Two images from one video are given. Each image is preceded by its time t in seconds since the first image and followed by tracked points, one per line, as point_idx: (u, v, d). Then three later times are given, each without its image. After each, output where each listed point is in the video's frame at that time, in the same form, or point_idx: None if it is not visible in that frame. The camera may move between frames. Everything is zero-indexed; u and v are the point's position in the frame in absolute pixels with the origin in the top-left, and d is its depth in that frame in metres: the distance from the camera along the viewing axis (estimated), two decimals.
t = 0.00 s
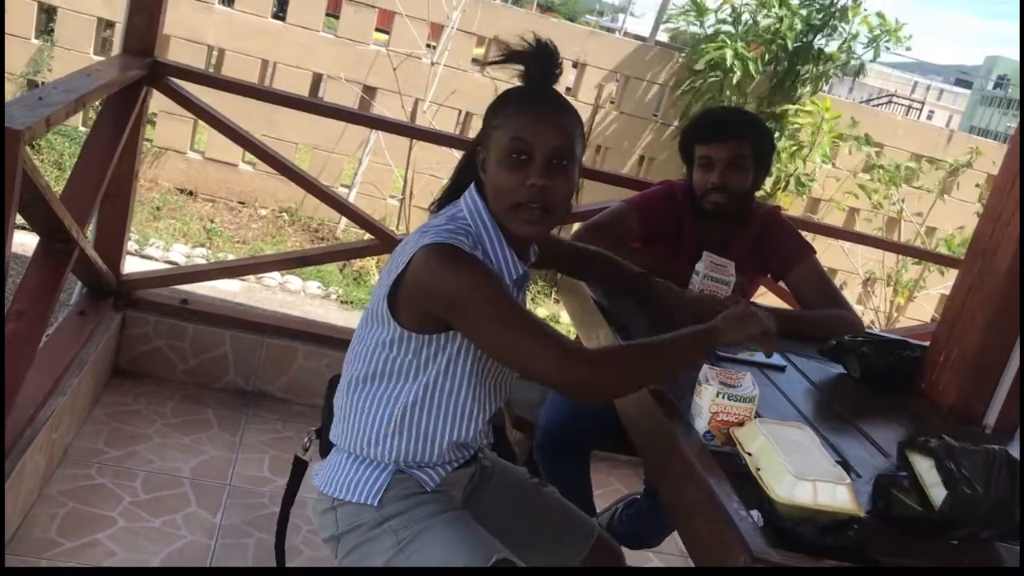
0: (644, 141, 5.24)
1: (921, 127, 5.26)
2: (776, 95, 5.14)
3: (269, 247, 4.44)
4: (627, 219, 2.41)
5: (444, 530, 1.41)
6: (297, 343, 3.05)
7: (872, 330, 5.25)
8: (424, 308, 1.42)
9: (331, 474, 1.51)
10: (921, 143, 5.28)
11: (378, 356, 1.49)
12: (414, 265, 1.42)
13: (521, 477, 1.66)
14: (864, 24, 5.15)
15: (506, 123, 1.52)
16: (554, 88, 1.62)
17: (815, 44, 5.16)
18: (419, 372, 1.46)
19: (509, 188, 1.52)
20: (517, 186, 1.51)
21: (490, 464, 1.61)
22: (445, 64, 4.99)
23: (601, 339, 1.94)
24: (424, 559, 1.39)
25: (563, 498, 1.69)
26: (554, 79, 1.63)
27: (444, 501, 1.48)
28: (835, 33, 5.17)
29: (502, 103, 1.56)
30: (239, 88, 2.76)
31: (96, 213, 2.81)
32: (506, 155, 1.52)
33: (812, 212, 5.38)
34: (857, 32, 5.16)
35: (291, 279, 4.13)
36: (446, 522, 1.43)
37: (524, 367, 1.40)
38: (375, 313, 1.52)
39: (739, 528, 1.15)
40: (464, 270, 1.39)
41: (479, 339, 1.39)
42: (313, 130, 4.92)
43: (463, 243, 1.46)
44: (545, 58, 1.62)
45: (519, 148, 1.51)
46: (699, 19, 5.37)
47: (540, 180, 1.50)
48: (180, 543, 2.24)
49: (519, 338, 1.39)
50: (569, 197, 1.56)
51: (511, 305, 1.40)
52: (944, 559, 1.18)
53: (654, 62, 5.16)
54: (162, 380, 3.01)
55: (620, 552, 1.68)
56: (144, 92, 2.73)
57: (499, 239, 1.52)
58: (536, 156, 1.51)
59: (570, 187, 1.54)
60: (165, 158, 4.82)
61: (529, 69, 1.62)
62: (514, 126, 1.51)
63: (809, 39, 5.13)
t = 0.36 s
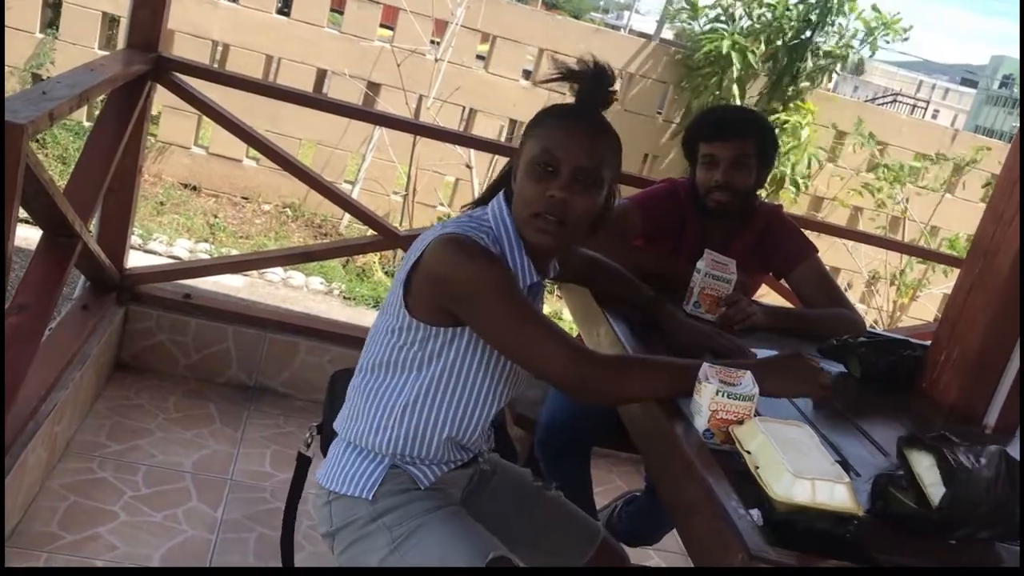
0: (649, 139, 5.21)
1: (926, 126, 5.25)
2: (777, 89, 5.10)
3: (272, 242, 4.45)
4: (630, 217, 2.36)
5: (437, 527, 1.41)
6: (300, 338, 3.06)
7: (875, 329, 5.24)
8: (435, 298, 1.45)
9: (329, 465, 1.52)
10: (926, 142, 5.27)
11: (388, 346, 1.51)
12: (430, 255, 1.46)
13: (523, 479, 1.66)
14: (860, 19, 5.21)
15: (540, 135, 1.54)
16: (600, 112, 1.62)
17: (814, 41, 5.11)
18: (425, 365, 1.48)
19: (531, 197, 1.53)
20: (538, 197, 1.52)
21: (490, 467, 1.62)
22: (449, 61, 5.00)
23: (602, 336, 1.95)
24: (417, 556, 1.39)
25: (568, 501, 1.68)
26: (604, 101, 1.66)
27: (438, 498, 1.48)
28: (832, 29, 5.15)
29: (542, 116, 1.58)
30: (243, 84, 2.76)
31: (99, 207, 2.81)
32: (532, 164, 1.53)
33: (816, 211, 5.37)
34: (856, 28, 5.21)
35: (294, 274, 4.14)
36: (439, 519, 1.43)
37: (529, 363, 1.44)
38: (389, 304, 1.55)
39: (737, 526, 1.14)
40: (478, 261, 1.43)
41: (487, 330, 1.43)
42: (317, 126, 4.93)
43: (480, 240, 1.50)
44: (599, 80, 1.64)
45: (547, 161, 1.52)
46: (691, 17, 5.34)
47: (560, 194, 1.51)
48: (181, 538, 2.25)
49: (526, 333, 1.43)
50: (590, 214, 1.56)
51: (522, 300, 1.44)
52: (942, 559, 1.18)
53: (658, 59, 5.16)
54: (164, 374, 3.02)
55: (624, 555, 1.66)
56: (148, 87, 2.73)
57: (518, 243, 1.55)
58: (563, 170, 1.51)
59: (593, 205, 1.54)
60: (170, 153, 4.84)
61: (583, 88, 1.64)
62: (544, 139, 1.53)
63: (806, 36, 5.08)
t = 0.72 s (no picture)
0: (649, 142, 5.20)
1: (927, 133, 5.25)
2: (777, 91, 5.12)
3: (271, 241, 4.44)
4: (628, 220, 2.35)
5: (434, 529, 1.42)
6: (297, 337, 3.06)
7: (872, 336, 5.25)
8: (438, 298, 1.45)
9: (326, 464, 1.52)
10: (927, 149, 5.27)
11: (388, 346, 1.51)
12: (434, 255, 1.46)
13: (518, 481, 1.66)
14: (859, 24, 5.19)
15: (554, 145, 1.54)
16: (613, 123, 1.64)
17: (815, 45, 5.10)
18: (425, 367, 1.48)
19: (542, 205, 1.53)
20: (549, 206, 1.53)
21: (486, 469, 1.62)
22: (451, 61, 4.99)
23: (598, 341, 1.95)
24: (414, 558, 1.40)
25: (562, 503, 1.69)
26: (619, 113, 1.67)
27: (435, 500, 1.48)
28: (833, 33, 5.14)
29: (556, 125, 1.59)
30: (244, 82, 2.76)
31: (98, 204, 2.81)
32: (546, 173, 1.54)
33: (815, 217, 5.37)
34: (853, 33, 5.19)
35: (293, 273, 4.15)
36: (436, 521, 1.43)
37: (528, 365, 1.45)
38: (390, 302, 1.54)
39: (729, 534, 1.15)
40: (483, 262, 1.43)
41: (488, 332, 1.43)
42: (318, 124, 4.93)
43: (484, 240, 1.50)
44: (616, 93, 1.65)
45: (561, 170, 1.53)
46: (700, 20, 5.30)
47: (571, 205, 1.52)
48: (176, 535, 2.25)
49: (527, 335, 1.43)
50: (597, 226, 1.56)
51: (523, 303, 1.44)
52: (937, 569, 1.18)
53: (660, 62, 5.15)
54: (161, 371, 3.02)
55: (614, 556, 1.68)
56: (149, 83, 2.73)
57: (521, 244, 1.55)
58: (576, 181, 1.52)
59: (601, 218, 1.55)
60: (170, 150, 4.84)
61: (598, 100, 1.66)
62: (558, 149, 1.54)
63: (806, 41, 5.08)
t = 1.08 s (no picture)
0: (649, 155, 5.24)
1: (926, 150, 5.28)
2: (776, 118, 5.12)
3: (271, 248, 4.45)
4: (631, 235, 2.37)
5: (433, 542, 1.42)
6: (297, 345, 3.07)
7: (869, 351, 5.26)
8: (437, 310, 1.46)
9: (325, 476, 1.52)
10: (925, 166, 5.30)
11: (387, 358, 1.52)
12: (434, 267, 1.47)
13: (518, 494, 1.66)
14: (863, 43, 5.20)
15: (561, 163, 1.55)
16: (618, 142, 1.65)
17: (817, 64, 5.11)
18: (425, 379, 1.49)
19: (546, 222, 1.54)
20: (553, 223, 1.54)
21: (485, 482, 1.62)
22: (453, 71, 5.01)
23: (599, 355, 1.95)
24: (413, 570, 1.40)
25: (561, 516, 1.69)
26: (627, 130, 1.67)
27: (435, 512, 1.48)
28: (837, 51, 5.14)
29: (563, 143, 1.59)
30: (248, 91, 2.77)
31: (101, 210, 2.82)
32: (551, 191, 1.55)
33: (814, 231, 5.40)
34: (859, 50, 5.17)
35: (292, 280, 4.15)
36: (436, 533, 1.44)
37: (526, 377, 1.46)
38: (390, 313, 1.55)
39: (728, 548, 1.15)
40: (483, 274, 1.44)
41: (488, 344, 1.44)
42: (319, 132, 4.94)
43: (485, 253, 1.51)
44: (621, 110, 1.66)
45: (566, 189, 1.54)
46: (697, 35, 5.34)
47: (575, 224, 1.52)
48: (173, 542, 2.25)
49: (527, 348, 1.44)
50: (601, 244, 1.58)
51: (522, 316, 1.45)
52: None
53: (662, 76, 5.17)
54: (161, 378, 3.03)
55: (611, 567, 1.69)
56: (153, 91, 2.74)
57: (521, 257, 1.56)
58: (581, 201, 1.53)
59: (605, 237, 1.56)
60: (172, 155, 4.85)
61: (603, 115, 1.67)
62: (565, 167, 1.55)
63: (808, 58, 5.09)
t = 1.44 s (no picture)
0: (644, 165, 5.25)
1: (921, 160, 5.30)
2: (773, 123, 5.15)
3: (268, 259, 4.45)
4: (626, 246, 2.38)
5: (429, 551, 1.42)
6: (293, 356, 3.07)
7: (866, 361, 5.27)
8: (433, 315, 1.47)
9: (321, 486, 1.52)
10: (921, 177, 5.32)
11: (383, 365, 1.52)
12: (429, 272, 1.47)
13: (513, 505, 1.67)
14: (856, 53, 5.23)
15: (554, 171, 1.56)
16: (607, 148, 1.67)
17: (811, 74, 5.13)
18: (420, 385, 1.49)
19: (542, 228, 1.55)
20: (549, 229, 1.54)
21: (481, 492, 1.62)
22: (449, 83, 5.03)
23: (595, 365, 1.96)
24: None
25: (557, 527, 1.69)
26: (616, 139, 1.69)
27: (431, 521, 1.49)
28: (828, 62, 5.16)
29: (555, 151, 1.60)
30: (244, 102, 2.78)
31: (99, 221, 2.83)
32: (546, 198, 1.55)
33: (810, 242, 5.41)
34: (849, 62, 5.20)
35: (289, 291, 4.16)
36: (432, 542, 1.44)
37: (522, 383, 1.46)
38: (386, 319, 1.56)
39: (724, 559, 1.15)
40: (479, 279, 1.45)
41: (483, 350, 1.45)
42: (317, 143, 4.96)
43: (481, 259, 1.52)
44: (609, 114, 1.67)
45: (561, 196, 1.55)
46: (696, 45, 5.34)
47: (571, 230, 1.53)
48: (170, 554, 2.24)
49: (522, 353, 1.45)
50: (595, 249, 1.59)
51: (517, 321, 1.46)
52: None
53: (658, 87, 5.19)
54: (158, 389, 3.03)
55: None
56: (151, 103, 2.76)
57: (516, 262, 1.57)
58: (576, 207, 1.54)
59: (598, 243, 1.58)
60: (169, 167, 4.86)
61: (591, 121, 1.67)
62: (558, 174, 1.56)
63: (803, 68, 5.10)
